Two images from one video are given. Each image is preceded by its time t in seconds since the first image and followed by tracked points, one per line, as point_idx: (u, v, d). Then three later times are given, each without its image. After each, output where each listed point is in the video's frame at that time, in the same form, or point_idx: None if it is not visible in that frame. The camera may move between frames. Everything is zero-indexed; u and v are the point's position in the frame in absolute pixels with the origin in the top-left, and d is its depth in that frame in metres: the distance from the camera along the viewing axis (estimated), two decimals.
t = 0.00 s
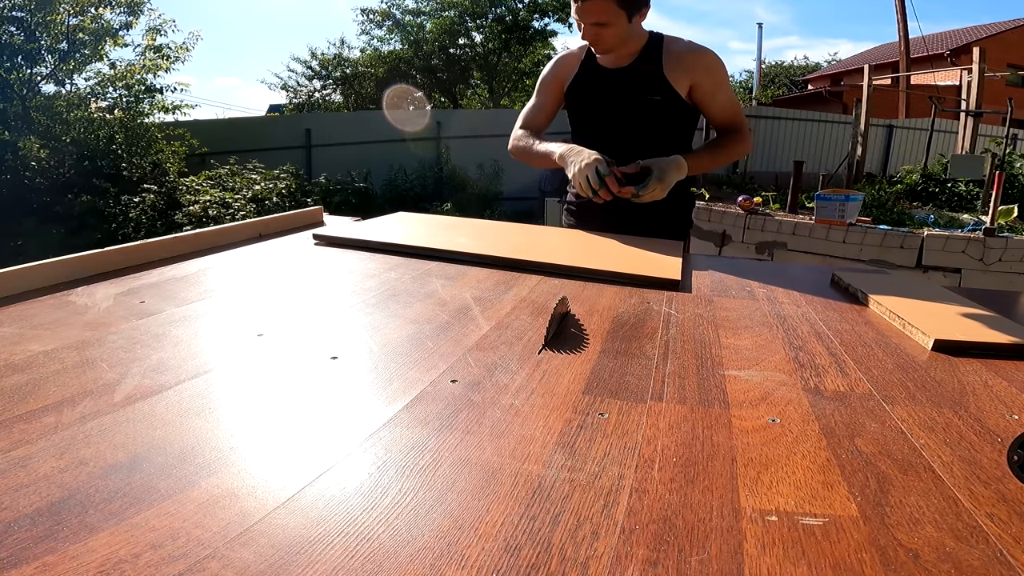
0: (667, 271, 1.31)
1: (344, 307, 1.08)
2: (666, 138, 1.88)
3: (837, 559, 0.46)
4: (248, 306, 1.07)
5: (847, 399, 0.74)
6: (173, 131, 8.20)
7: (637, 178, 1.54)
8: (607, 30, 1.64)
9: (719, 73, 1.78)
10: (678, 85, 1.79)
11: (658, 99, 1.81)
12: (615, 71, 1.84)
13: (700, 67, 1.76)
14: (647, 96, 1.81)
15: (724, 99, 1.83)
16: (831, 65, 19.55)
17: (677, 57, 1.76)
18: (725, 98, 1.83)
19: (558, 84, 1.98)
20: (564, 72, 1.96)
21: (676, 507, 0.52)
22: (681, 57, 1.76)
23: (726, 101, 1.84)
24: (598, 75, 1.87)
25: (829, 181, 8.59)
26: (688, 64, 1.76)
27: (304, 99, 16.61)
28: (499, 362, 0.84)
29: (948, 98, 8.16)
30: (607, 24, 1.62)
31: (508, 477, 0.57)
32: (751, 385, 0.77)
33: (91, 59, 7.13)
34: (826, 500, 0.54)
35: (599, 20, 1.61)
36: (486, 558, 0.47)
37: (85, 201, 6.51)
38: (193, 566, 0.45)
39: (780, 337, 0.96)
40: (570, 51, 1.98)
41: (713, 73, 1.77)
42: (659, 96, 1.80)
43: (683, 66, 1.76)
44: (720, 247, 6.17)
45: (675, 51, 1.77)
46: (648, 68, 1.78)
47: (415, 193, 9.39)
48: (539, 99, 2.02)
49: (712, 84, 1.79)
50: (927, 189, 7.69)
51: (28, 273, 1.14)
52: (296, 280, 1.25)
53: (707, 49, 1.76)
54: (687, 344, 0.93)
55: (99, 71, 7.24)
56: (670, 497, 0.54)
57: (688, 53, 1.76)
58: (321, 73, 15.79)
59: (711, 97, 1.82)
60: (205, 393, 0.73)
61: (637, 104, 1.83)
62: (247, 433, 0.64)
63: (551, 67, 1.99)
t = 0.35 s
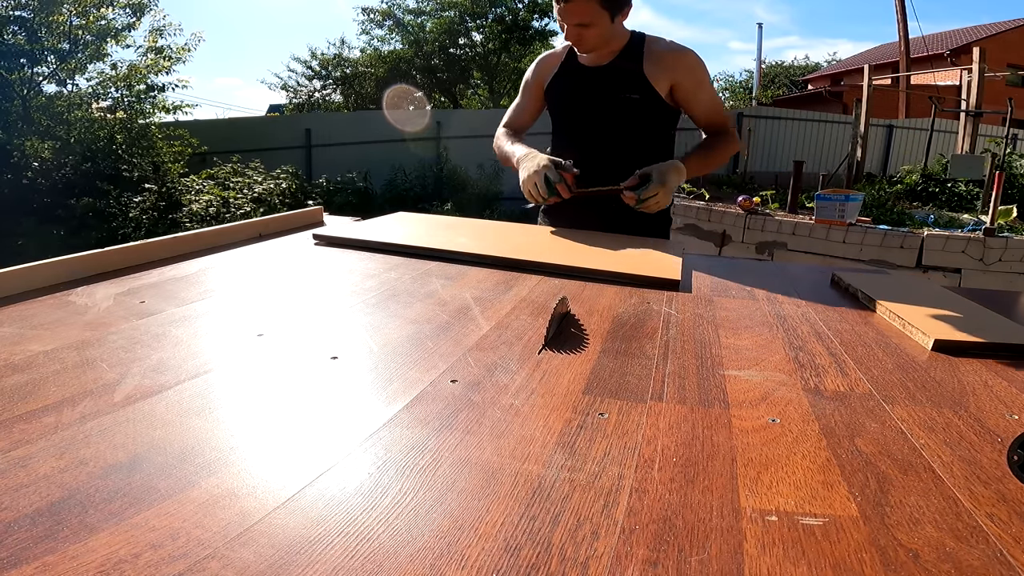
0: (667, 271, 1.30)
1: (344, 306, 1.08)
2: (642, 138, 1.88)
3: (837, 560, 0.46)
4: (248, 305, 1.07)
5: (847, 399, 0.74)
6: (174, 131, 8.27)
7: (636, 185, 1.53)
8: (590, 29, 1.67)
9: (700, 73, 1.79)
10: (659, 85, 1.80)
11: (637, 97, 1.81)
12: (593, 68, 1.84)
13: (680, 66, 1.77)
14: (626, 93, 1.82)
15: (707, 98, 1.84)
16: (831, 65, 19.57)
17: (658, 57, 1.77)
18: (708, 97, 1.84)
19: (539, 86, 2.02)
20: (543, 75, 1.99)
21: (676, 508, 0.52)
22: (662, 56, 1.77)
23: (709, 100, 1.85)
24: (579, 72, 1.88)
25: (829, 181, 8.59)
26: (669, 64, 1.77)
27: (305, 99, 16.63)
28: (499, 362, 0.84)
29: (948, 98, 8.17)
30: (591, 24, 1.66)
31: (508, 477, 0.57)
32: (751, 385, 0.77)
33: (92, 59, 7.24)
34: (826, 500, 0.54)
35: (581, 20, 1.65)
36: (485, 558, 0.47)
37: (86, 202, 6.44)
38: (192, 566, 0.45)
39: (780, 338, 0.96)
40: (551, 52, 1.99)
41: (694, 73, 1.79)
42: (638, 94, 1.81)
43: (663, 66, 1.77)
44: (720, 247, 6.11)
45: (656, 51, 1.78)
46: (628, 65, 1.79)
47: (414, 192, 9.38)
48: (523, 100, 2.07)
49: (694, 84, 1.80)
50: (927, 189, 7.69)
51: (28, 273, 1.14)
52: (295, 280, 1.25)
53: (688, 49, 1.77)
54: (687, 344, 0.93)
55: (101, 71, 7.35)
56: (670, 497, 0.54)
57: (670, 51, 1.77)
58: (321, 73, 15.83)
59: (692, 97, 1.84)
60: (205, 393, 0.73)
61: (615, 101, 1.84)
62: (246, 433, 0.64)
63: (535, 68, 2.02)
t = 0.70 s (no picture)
0: (666, 271, 1.31)
1: (344, 307, 1.08)
2: (605, 139, 1.97)
3: (836, 559, 0.46)
4: (249, 305, 1.07)
5: (847, 399, 0.74)
6: (174, 132, 8.28)
7: (737, 229, 1.43)
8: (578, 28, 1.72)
9: (655, 78, 1.87)
10: (617, 87, 1.87)
11: (599, 102, 1.89)
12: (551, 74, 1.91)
13: (637, 70, 1.84)
14: (587, 99, 1.88)
15: (662, 105, 1.90)
16: (831, 64, 19.60)
17: (617, 60, 1.84)
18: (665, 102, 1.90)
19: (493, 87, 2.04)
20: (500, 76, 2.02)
21: (676, 508, 0.52)
22: (620, 60, 1.84)
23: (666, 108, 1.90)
24: (549, 79, 1.91)
25: (829, 181, 8.60)
26: (626, 67, 1.84)
27: (304, 99, 16.68)
28: (499, 362, 0.84)
29: (947, 98, 8.17)
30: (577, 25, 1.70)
31: (508, 477, 0.57)
32: (751, 385, 0.77)
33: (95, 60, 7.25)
34: (825, 500, 0.54)
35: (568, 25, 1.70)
36: (485, 557, 0.47)
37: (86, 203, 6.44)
38: (193, 566, 0.45)
39: (779, 337, 0.96)
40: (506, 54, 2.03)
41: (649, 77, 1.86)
42: (600, 99, 1.88)
43: (622, 69, 1.84)
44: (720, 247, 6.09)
45: (615, 55, 1.84)
46: (588, 71, 1.85)
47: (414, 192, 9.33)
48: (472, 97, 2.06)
49: (650, 88, 1.88)
50: (927, 189, 7.70)
51: (27, 274, 1.14)
52: (296, 280, 1.25)
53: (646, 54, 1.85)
54: (687, 344, 0.93)
55: (103, 71, 7.36)
56: (670, 497, 0.54)
57: (628, 56, 1.84)
58: (321, 73, 15.88)
59: (649, 102, 1.90)
60: (205, 393, 0.73)
61: (578, 107, 1.90)
62: (247, 433, 0.64)
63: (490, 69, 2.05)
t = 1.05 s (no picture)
0: (665, 271, 1.31)
1: (344, 307, 1.08)
2: (591, 140, 1.98)
3: (837, 559, 0.46)
4: (248, 306, 1.07)
5: (847, 399, 0.74)
6: (175, 132, 8.28)
7: (701, 231, 1.43)
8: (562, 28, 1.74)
9: (632, 78, 1.87)
10: (595, 87, 1.87)
11: (581, 104, 1.89)
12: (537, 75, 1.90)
13: (614, 69, 1.84)
14: (569, 101, 1.88)
15: (639, 106, 1.88)
16: (831, 64, 19.61)
17: (595, 60, 1.84)
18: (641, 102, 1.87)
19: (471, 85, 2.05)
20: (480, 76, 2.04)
21: (676, 508, 0.52)
22: (599, 60, 1.84)
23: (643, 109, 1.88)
24: (548, 79, 1.88)
25: (829, 181, 8.61)
26: (603, 67, 1.84)
27: (305, 99, 16.70)
28: (499, 362, 0.84)
29: (948, 97, 8.18)
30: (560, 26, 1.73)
31: (508, 477, 0.57)
32: (751, 385, 0.77)
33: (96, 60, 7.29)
34: (826, 500, 0.54)
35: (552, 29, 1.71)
36: (485, 557, 0.47)
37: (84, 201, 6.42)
38: (193, 566, 0.45)
39: (779, 337, 0.96)
40: (484, 55, 2.06)
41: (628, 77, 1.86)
42: (581, 101, 1.88)
43: (600, 68, 1.84)
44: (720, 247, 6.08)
45: (593, 55, 1.85)
46: (568, 74, 1.85)
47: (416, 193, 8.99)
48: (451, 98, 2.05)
49: (627, 88, 1.87)
50: (927, 189, 7.70)
51: (27, 274, 1.14)
52: (296, 280, 1.25)
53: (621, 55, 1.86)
54: (687, 343, 0.93)
55: (105, 71, 7.39)
56: (670, 497, 0.54)
57: (605, 56, 1.85)
58: (321, 73, 15.89)
59: (627, 102, 1.89)
60: (205, 393, 0.73)
61: (561, 111, 1.90)
62: (246, 433, 0.64)
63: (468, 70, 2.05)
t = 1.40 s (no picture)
0: (664, 271, 1.30)
1: (344, 307, 1.08)
2: (584, 138, 1.97)
3: (837, 559, 0.46)
4: (248, 306, 1.07)
5: (847, 399, 0.74)
6: (175, 132, 8.27)
7: (699, 230, 1.44)
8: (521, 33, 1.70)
9: (623, 77, 1.84)
10: (584, 87, 1.86)
11: (569, 104, 1.88)
12: (529, 75, 1.89)
13: (602, 68, 1.82)
14: (557, 101, 1.87)
15: (629, 104, 1.86)
16: (831, 64, 19.62)
17: (580, 60, 1.84)
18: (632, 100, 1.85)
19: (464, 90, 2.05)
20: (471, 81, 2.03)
21: (676, 508, 0.52)
22: (586, 60, 1.83)
23: (633, 108, 1.86)
24: (547, 77, 1.86)
25: (829, 180, 8.62)
26: (590, 66, 1.83)
27: (305, 99, 16.74)
28: (499, 362, 0.84)
29: (948, 97, 8.18)
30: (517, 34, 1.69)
31: (509, 477, 0.57)
32: (751, 385, 0.77)
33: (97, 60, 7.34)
34: (826, 500, 0.54)
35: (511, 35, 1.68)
36: (485, 558, 0.47)
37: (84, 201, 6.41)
38: (192, 566, 0.45)
39: (780, 338, 0.96)
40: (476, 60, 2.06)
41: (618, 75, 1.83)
42: (570, 100, 1.87)
43: (588, 67, 1.83)
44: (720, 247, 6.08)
45: (580, 55, 1.84)
46: (552, 74, 1.85)
47: (415, 192, 9.12)
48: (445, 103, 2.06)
49: (617, 88, 1.84)
50: (927, 188, 7.71)
51: (27, 273, 1.14)
52: (296, 280, 1.25)
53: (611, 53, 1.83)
54: (687, 343, 0.93)
55: (105, 71, 7.43)
56: (670, 497, 0.54)
57: (591, 56, 1.83)
58: (321, 73, 15.93)
59: (617, 100, 1.86)
60: (205, 393, 0.73)
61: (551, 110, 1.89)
62: (246, 433, 0.64)
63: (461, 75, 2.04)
